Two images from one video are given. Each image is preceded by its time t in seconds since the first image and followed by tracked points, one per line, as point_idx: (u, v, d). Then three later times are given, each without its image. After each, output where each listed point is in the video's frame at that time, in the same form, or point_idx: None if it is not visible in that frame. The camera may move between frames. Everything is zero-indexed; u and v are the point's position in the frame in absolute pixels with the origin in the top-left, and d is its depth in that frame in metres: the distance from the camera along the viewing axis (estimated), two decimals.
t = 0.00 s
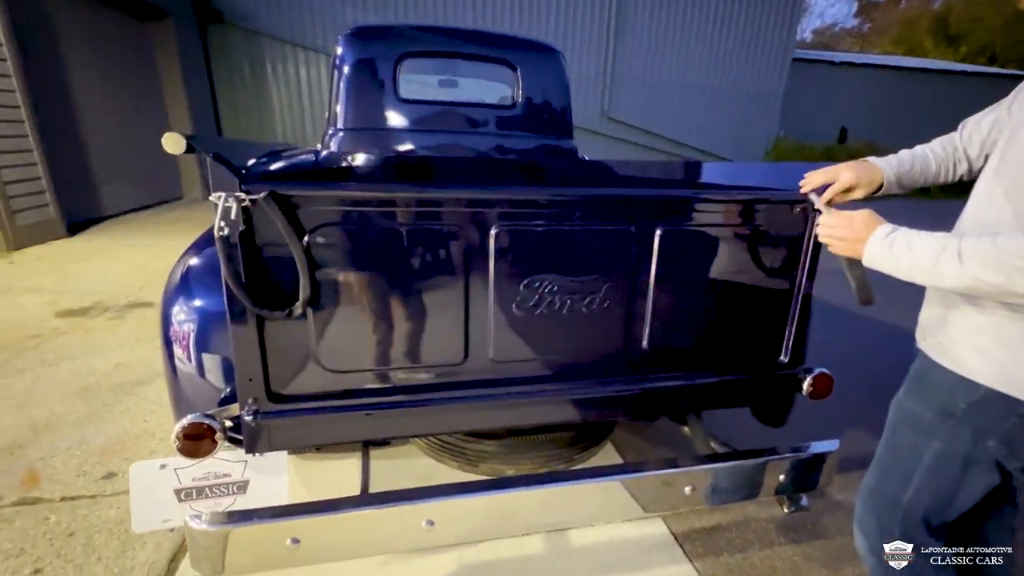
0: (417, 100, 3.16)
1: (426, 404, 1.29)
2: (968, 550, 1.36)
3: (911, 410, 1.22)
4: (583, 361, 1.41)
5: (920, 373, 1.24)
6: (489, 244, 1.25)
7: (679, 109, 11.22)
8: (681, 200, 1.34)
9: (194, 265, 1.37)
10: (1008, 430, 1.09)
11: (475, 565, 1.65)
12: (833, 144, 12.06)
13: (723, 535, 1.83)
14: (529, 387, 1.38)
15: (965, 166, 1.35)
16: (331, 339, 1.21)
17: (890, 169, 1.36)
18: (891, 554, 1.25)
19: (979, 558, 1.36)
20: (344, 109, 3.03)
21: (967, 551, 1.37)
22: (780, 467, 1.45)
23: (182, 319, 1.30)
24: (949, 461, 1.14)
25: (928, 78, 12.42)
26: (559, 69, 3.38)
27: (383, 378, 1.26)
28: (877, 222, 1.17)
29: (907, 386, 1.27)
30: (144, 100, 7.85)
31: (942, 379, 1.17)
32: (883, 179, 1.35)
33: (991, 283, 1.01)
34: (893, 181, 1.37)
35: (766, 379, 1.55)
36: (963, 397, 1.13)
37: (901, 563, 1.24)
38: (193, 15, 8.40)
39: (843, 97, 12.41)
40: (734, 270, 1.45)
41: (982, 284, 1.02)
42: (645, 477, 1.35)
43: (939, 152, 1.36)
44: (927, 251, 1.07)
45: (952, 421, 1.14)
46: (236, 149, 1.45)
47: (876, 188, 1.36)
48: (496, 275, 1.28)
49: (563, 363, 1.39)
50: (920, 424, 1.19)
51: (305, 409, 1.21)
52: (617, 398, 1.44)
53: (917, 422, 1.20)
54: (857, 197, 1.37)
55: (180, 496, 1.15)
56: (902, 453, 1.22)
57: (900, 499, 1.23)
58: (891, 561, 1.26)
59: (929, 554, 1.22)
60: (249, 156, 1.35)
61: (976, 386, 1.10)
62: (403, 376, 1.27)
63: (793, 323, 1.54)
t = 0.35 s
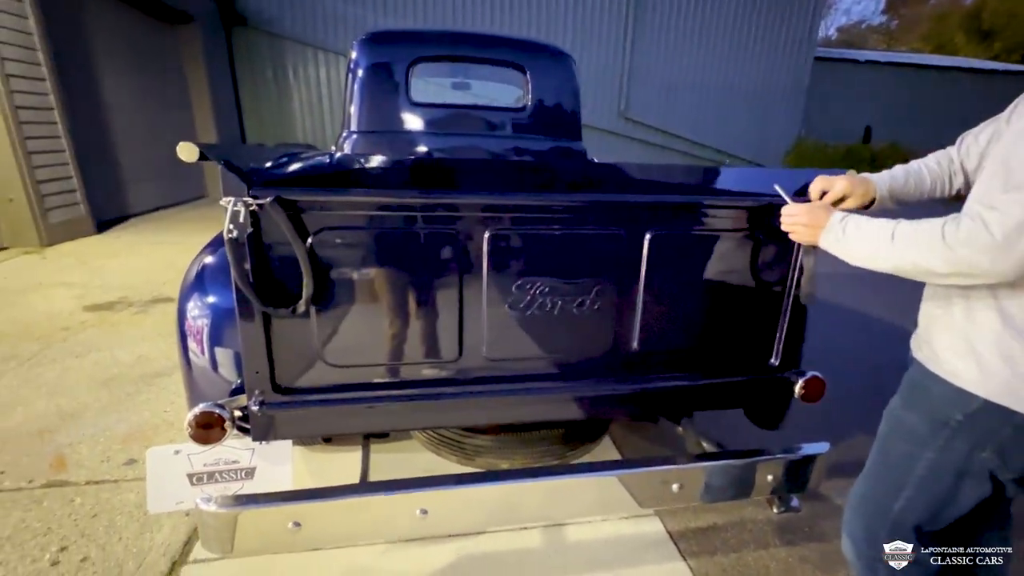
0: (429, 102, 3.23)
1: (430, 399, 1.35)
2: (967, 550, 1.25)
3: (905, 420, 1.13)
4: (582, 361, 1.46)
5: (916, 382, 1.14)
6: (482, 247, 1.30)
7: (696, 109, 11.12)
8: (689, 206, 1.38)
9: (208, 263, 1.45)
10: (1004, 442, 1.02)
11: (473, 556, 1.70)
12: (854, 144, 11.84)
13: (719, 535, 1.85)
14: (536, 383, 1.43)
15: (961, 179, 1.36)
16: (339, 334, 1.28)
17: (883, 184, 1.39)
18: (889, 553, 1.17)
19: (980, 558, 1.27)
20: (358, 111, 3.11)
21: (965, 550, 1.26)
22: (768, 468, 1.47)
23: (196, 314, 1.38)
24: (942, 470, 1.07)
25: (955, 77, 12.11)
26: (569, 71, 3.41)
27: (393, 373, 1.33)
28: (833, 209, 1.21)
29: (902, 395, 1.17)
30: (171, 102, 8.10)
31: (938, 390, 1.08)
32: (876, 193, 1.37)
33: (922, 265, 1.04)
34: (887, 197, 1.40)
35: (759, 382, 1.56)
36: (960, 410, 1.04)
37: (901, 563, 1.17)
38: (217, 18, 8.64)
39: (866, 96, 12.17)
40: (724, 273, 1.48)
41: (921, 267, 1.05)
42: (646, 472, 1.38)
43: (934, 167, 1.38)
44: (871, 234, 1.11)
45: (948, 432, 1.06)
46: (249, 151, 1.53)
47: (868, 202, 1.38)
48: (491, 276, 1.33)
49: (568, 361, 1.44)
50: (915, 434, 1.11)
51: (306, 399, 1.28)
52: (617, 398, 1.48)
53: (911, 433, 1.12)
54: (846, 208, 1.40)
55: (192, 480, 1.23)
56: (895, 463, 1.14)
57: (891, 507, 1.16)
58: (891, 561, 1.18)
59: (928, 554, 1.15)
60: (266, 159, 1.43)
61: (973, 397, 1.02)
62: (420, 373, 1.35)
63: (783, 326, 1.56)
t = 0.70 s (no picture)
0: (442, 105, 3.31)
1: (434, 388, 1.42)
2: (967, 551, 1.27)
3: (882, 418, 1.17)
4: (583, 356, 1.51)
5: (895, 382, 1.17)
6: (477, 245, 1.36)
7: (716, 108, 11.00)
8: (683, 207, 1.41)
9: (227, 257, 1.56)
10: (974, 440, 1.04)
11: (472, 542, 1.77)
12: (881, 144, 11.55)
13: (715, 530, 1.88)
14: (539, 372, 1.49)
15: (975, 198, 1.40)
16: (347, 325, 1.37)
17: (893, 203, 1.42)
18: (890, 554, 1.19)
19: (981, 559, 1.28)
20: (373, 112, 3.21)
21: (965, 551, 1.28)
22: (756, 463, 1.50)
23: (213, 305, 1.47)
24: (914, 466, 1.10)
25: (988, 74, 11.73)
26: (580, 73, 3.45)
27: (406, 363, 1.41)
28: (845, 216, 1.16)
29: (880, 396, 1.21)
30: (200, 103, 8.38)
31: (913, 389, 1.11)
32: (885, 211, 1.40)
33: (939, 277, 1.00)
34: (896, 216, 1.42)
35: (750, 381, 1.59)
36: (930, 409, 1.08)
37: (901, 563, 1.19)
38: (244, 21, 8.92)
39: (893, 94, 11.87)
40: (714, 273, 1.51)
41: (937, 279, 1.00)
42: (648, 463, 1.42)
43: (949, 184, 1.41)
44: (883, 242, 1.06)
45: (920, 431, 1.09)
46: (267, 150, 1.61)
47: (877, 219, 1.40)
48: (485, 274, 1.39)
49: (570, 354, 1.50)
50: (889, 432, 1.15)
51: (314, 386, 1.36)
52: (613, 391, 1.53)
53: (886, 431, 1.15)
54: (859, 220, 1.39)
55: (208, 458, 1.33)
56: (871, 460, 1.18)
57: (866, 503, 1.19)
58: (891, 562, 1.20)
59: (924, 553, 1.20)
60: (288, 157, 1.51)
61: (943, 397, 1.05)
62: (429, 363, 1.42)
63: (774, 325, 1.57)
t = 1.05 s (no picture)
0: (457, 106, 3.37)
1: (444, 382, 1.48)
2: (968, 551, 1.29)
3: (879, 419, 1.20)
4: (589, 354, 1.55)
5: (894, 386, 1.21)
6: (485, 245, 1.42)
7: (737, 107, 10.85)
8: (688, 210, 1.45)
9: (251, 254, 1.64)
10: (968, 442, 1.06)
11: (480, 532, 1.84)
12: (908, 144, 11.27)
13: (719, 529, 1.91)
14: (544, 368, 1.54)
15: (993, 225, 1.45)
16: (361, 320, 1.44)
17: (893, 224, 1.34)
18: (890, 554, 1.21)
19: (981, 559, 1.29)
20: (391, 113, 3.30)
21: (965, 550, 1.29)
22: (757, 461, 1.52)
23: (238, 300, 1.56)
24: (910, 466, 1.13)
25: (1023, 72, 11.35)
26: (594, 76, 3.48)
27: (421, 357, 1.48)
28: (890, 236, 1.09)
29: (880, 399, 1.24)
30: (227, 103, 8.63)
31: (910, 391, 1.15)
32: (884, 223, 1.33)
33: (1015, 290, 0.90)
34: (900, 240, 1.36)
35: (753, 381, 1.62)
36: (927, 411, 1.11)
37: (901, 563, 1.21)
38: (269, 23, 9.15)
39: (921, 93, 11.57)
40: (718, 275, 1.54)
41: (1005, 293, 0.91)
42: (651, 459, 1.46)
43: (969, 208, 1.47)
44: (939, 261, 0.98)
45: (916, 431, 1.12)
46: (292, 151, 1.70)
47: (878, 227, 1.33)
48: (495, 273, 1.44)
49: (578, 352, 1.54)
50: (887, 433, 1.18)
51: (333, 377, 1.44)
52: (618, 389, 1.56)
53: (884, 431, 1.19)
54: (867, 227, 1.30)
55: (233, 443, 1.42)
56: (868, 460, 1.20)
57: (863, 502, 1.21)
58: (891, 561, 1.22)
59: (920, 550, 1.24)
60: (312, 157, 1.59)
61: (940, 400, 1.09)
62: (438, 357, 1.49)
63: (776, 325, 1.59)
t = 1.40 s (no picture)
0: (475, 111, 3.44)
1: (460, 382, 1.55)
2: (967, 551, 1.30)
3: (891, 430, 1.19)
4: (602, 359, 1.60)
5: (906, 396, 1.19)
6: (504, 253, 1.48)
7: (757, 108, 10.73)
8: (702, 220, 1.49)
9: (280, 258, 1.73)
10: (981, 452, 1.06)
11: (494, 529, 1.90)
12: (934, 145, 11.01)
13: (728, 531, 1.94)
14: (558, 372, 1.59)
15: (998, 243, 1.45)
16: (384, 323, 1.51)
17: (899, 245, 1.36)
18: (891, 554, 1.22)
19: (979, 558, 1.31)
20: (411, 117, 3.38)
21: (965, 551, 1.31)
22: (766, 466, 1.54)
23: (268, 302, 1.65)
24: (923, 477, 1.12)
25: None
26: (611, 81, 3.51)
27: (440, 359, 1.55)
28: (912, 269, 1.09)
29: (892, 409, 1.22)
30: (251, 106, 8.86)
31: (924, 404, 1.13)
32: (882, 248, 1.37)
33: None
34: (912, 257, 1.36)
35: (763, 387, 1.65)
36: (941, 424, 1.09)
37: (901, 563, 1.22)
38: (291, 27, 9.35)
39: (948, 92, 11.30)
40: (729, 283, 1.57)
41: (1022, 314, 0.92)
42: (662, 460, 1.50)
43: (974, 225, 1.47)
44: (955, 285, 0.99)
45: (930, 443, 1.11)
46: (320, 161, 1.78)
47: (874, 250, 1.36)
48: (512, 277, 1.50)
49: (591, 356, 1.59)
50: (901, 445, 1.16)
51: (356, 376, 1.52)
52: (631, 393, 1.61)
53: (896, 442, 1.17)
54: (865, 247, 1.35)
55: (264, 438, 1.51)
56: (880, 470, 1.19)
57: (875, 511, 1.21)
58: (891, 562, 1.23)
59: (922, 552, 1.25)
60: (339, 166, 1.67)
61: (955, 413, 1.07)
62: (454, 359, 1.55)
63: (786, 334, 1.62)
